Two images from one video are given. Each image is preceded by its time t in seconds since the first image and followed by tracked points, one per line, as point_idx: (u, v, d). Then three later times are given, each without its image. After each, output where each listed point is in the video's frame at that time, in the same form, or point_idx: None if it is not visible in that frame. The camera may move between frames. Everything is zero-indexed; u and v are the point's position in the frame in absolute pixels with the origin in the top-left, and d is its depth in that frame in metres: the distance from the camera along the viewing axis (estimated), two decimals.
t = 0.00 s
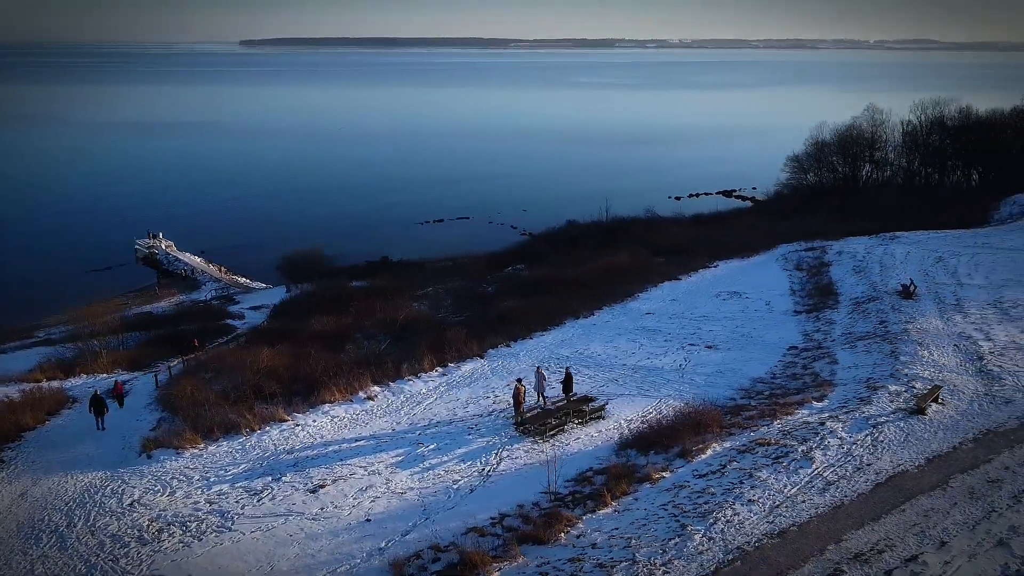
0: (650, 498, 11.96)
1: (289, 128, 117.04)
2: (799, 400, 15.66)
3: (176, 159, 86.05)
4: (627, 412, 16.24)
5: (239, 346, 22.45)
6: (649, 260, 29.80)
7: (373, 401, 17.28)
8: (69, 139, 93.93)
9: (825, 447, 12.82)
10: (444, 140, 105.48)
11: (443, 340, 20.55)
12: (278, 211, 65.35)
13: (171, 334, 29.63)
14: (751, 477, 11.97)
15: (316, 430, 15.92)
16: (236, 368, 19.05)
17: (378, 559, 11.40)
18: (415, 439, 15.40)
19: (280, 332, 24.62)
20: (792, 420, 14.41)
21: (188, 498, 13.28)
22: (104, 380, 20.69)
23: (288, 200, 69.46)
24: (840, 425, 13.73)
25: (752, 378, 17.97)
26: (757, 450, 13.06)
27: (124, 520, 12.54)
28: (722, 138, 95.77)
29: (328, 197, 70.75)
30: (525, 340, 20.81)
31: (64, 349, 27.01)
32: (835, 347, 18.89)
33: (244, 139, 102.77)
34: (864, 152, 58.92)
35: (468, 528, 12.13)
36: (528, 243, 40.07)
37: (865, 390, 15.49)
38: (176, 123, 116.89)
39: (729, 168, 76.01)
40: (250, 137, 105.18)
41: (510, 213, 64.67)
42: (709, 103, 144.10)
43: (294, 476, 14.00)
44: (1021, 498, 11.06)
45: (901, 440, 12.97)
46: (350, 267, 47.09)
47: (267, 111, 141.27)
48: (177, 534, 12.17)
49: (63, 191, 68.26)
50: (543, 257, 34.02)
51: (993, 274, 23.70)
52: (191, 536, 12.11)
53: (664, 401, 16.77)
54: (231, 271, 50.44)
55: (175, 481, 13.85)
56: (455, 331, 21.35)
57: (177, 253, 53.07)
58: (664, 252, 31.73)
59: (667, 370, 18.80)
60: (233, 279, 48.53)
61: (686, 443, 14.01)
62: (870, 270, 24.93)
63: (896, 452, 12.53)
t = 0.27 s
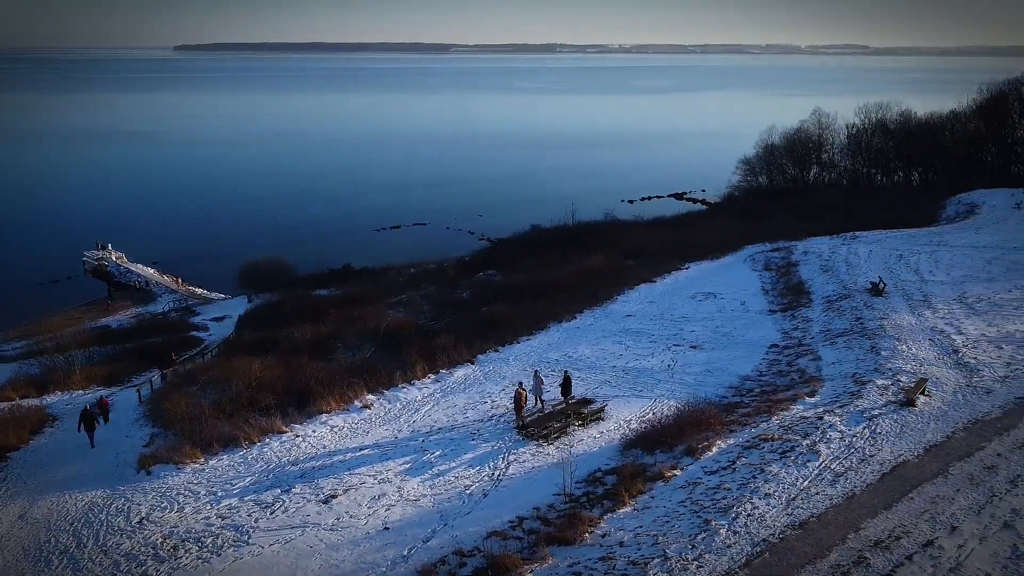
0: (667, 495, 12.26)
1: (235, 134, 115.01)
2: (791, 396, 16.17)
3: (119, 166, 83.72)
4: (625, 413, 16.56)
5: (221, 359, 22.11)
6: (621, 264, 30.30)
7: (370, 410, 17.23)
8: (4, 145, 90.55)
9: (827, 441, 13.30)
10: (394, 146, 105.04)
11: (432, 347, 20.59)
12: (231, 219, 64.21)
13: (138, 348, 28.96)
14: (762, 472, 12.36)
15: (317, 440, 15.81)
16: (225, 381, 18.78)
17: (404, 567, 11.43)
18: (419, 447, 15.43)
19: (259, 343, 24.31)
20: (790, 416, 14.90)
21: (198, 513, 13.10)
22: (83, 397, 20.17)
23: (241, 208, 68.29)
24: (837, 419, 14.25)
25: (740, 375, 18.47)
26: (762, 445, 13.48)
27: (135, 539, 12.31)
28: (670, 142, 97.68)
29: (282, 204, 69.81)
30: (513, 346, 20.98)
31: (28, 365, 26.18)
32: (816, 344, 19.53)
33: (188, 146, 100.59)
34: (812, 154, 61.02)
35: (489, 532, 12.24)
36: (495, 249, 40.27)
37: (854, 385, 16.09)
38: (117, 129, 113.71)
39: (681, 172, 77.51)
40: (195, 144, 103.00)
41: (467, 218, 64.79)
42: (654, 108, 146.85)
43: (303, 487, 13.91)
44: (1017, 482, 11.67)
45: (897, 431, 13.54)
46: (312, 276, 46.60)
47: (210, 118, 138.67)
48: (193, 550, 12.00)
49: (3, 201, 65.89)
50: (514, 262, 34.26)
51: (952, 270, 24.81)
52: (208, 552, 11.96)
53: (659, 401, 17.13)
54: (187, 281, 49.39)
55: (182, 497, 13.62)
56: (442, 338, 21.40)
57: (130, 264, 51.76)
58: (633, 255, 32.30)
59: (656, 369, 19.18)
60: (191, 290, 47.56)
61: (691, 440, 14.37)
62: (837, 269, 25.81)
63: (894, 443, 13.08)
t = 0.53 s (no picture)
0: (680, 493, 12.54)
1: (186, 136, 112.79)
2: (783, 393, 16.63)
3: (68, 169, 81.44)
4: (622, 413, 16.83)
5: (204, 370, 21.79)
6: (597, 267, 30.68)
7: (368, 417, 17.20)
8: None
9: (827, 435, 13.74)
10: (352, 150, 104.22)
11: (422, 354, 20.63)
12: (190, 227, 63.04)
13: (109, 359, 28.30)
14: (770, 467, 12.72)
15: (319, 448, 15.75)
16: (216, 394, 18.55)
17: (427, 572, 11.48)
18: (423, 452, 15.48)
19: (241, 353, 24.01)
20: (786, 412, 15.33)
21: (209, 525, 12.96)
22: (65, 412, 19.70)
23: (199, 214, 67.09)
24: (833, 414, 14.73)
25: (729, 374, 18.91)
26: (765, 441, 13.86)
27: (148, 553, 12.13)
28: (627, 145, 98.90)
29: (242, 211, 68.78)
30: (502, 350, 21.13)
31: None
32: (799, 342, 20.09)
33: (139, 149, 98.36)
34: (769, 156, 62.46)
35: (507, 534, 12.36)
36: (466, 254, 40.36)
37: (843, 381, 16.61)
38: (61, 131, 110.31)
39: (640, 175, 78.56)
40: (147, 148, 100.79)
41: (431, 223, 64.65)
42: (608, 113, 148.44)
43: (312, 496, 13.85)
44: (1011, 469, 12.24)
45: (892, 424, 14.06)
46: (279, 285, 46.06)
47: (160, 121, 135.70)
48: (209, 563, 11.88)
49: None
50: (488, 268, 34.40)
51: (920, 268, 25.73)
52: (226, 564, 11.86)
53: (655, 401, 17.45)
54: (148, 291, 48.34)
55: (189, 510, 13.45)
56: (431, 344, 21.44)
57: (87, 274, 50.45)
58: (608, 259, 32.73)
59: (647, 370, 19.52)
60: (154, 299, 46.58)
61: (693, 438, 14.69)
62: (810, 269, 26.55)
63: (891, 436, 13.59)
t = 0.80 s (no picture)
0: (692, 488, 12.90)
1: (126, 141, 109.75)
2: (774, 389, 17.18)
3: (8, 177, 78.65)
4: (619, 413, 17.18)
5: (187, 383, 21.43)
6: (571, 271, 31.07)
7: (367, 425, 17.18)
8: None
9: (825, 428, 14.29)
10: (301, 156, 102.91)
11: (412, 361, 20.67)
12: (142, 236, 61.55)
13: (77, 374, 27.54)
14: (777, 461, 13.18)
15: (322, 457, 15.69)
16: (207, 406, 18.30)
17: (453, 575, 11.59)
18: (428, 458, 15.55)
19: (221, 365, 23.68)
20: (780, 407, 15.86)
21: (223, 538, 12.83)
22: (46, 430, 19.18)
23: (151, 224, 65.55)
24: (827, 408, 15.30)
25: (717, 372, 19.42)
26: (766, 436, 14.34)
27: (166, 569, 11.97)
28: (580, 149, 100.00)
29: (194, 219, 67.45)
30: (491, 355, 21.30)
31: None
32: (781, 339, 20.74)
33: (79, 155, 95.35)
34: (722, 159, 63.95)
35: (526, 535, 12.55)
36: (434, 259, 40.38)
37: (830, 375, 17.25)
38: None
39: (595, 179, 79.54)
40: (87, 155, 97.86)
41: (389, 229, 64.32)
42: (555, 118, 149.75)
43: (324, 505, 13.81)
44: (1001, 454, 12.92)
45: (884, 416, 14.69)
46: (240, 294, 45.29)
47: (98, 126, 131.86)
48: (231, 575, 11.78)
49: None
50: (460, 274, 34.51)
51: (884, 266, 26.76)
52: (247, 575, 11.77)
53: (649, 400, 17.84)
54: (102, 303, 47.00)
55: (200, 523, 13.30)
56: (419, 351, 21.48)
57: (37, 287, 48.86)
58: (580, 262, 33.18)
59: (636, 371, 19.91)
60: (110, 312, 45.37)
61: (695, 435, 15.10)
62: (780, 268, 27.38)
63: (885, 427, 14.21)
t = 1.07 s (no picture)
0: (703, 483, 13.31)
1: (65, 145, 106.45)
2: (763, 385, 17.75)
3: None
4: (615, 413, 17.53)
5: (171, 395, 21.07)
6: (544, 274, 31.40)
7: (367, 431, 17.18)
8: None
9: (821, 421, 14.86)
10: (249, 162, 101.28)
11: (402, 368, 20.71)
12: (91, 245, 59.84)
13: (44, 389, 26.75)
14: (781, 454, 13.67)
15: (327, 465, 15.67)
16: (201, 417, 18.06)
17: None
18: (434, 462, 15.65)
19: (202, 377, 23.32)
20: (774, 402, 16.41)
21: (240, 549, 12.74)
22: (29, 447, 18.67)
23: (99, 232, 63.77)
24: (820, 401, 15.90)
25: (703, 371, 19.94)
26: (766, 430, 14.84)
27: None
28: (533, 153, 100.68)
29: (145, 227, 65.88)
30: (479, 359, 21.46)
31: None
32: (761, 337, 21.39)
33: (16, 160, 92.08)
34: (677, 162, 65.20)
35: (546, 534, 12.77)
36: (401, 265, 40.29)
37: (816, 370, 17.89)
38: None
39: (550, 182, 80.22)
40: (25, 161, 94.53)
41: (347, 235, 63.80)
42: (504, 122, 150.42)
43: (337, 512, 13.81)
44: (990, 440, 13.63)
45: (875, 408, 15.34)
46: (200, 304, 44.45)
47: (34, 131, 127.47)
48: None
49: None
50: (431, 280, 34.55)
51: (848, 264, 27.77)
52: None
53: (642, 399, 18.23)
54: (54, 315, 45.58)
55: (214, 535, 13.18)
56: (407, 358, 21.51)
57: None
58: (551, 266, 33.57)
59: (625, 371, 20.29)
60: (64, 324, 44.03)
61: (696, 432, 15.53)
62: (750, 268, 28.17)
63: (878, 418, 14.84)
